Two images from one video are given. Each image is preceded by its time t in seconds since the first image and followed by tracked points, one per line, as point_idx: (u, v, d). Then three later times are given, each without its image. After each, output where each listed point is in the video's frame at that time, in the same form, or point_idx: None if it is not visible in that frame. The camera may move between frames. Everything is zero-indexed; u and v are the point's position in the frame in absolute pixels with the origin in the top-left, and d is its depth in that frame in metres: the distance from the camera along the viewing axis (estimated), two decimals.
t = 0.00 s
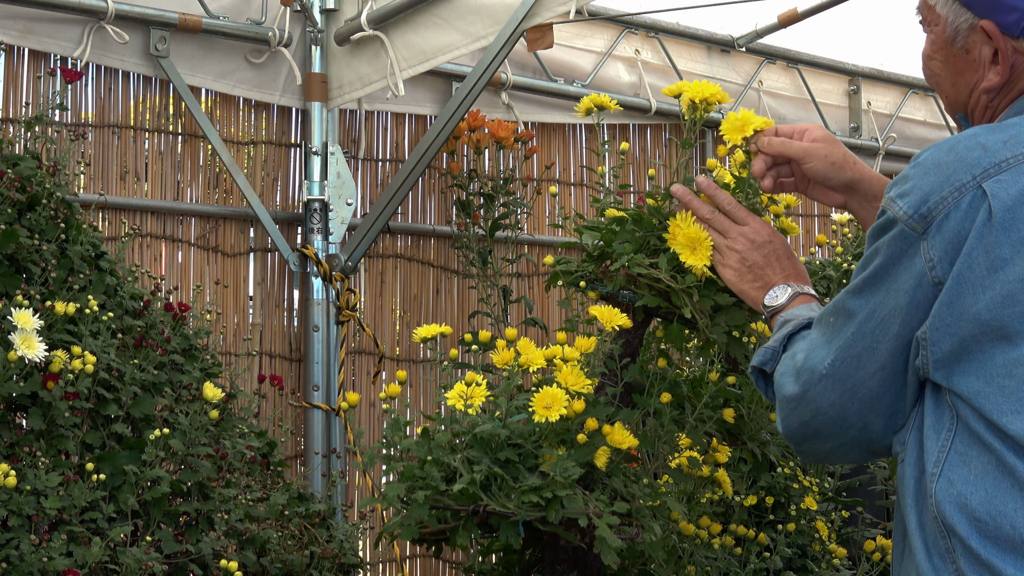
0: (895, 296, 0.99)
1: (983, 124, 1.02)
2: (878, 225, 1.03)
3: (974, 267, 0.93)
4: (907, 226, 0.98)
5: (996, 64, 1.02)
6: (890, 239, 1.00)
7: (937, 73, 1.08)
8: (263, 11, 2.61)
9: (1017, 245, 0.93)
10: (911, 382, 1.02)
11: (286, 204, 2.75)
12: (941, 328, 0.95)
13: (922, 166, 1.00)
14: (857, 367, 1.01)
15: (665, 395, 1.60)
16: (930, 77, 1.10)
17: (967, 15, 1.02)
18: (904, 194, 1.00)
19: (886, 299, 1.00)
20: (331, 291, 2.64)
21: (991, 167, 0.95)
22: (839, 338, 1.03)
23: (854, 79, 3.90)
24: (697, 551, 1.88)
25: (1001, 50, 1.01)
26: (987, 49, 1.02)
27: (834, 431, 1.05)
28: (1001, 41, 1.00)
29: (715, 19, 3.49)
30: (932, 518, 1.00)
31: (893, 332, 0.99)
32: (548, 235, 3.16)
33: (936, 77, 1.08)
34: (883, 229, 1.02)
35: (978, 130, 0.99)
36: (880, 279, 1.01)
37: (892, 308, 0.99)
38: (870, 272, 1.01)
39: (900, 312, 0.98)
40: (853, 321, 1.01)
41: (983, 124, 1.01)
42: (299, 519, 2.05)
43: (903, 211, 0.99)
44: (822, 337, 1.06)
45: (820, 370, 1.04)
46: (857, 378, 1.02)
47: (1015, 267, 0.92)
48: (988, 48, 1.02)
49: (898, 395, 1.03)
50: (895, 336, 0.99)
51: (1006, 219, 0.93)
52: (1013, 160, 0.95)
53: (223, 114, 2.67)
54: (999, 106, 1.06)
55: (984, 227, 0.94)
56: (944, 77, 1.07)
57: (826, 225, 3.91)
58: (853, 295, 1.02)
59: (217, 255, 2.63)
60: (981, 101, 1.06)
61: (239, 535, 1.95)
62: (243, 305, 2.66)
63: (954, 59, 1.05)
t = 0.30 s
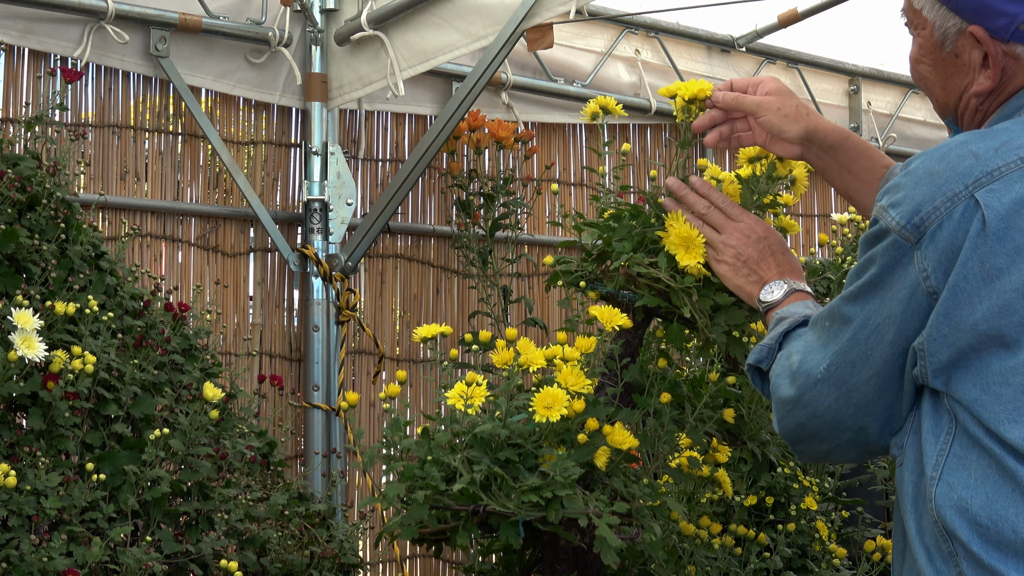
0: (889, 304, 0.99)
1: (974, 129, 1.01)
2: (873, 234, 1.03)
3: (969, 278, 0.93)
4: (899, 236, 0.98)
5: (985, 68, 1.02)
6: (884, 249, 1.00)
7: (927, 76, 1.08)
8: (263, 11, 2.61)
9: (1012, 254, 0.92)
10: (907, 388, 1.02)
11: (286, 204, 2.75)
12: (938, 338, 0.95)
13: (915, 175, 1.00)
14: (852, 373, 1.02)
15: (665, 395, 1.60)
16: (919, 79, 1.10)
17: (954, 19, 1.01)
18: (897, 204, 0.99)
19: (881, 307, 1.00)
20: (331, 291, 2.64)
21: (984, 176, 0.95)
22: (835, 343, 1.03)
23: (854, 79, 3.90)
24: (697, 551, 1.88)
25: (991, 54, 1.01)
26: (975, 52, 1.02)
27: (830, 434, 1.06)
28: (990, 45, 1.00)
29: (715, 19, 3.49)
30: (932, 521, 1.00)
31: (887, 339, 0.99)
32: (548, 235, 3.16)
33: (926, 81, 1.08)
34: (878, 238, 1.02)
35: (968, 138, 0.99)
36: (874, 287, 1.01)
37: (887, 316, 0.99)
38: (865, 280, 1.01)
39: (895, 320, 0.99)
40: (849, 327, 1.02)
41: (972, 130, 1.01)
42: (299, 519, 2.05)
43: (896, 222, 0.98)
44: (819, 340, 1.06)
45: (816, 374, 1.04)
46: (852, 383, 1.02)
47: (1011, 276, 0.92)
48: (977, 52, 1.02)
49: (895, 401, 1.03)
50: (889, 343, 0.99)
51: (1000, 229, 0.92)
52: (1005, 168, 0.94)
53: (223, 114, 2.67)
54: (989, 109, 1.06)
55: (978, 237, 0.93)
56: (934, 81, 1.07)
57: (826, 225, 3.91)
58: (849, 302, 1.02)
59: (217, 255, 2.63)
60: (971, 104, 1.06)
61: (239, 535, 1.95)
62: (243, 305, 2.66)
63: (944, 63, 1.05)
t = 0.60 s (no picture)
0: (883, 299, 0.99)
1: (969, 129, 1.01)
2: (869, 229, 1.03)
3: (965, 278, 0.93)
4: (894, 235, 0.98)
5: (981, 67, 1.02)
6: (881, 244, 1.00)
7: (923, 76, 1.08)
8: (263, 11, 2.60)
9: (1007, 255, 0.92)
10: (900, 383, 1.02)
11: (286, 204, 2.75)
12: (934, 339, 0.95)
13: (910, 173, 1.00)
14: (844, 364, 1.02)
15: (665, 395, 1.60)
16: (915, 78, 1.10)
17: (949, 18, 1.01)
18: (892, 202, 0.99)
19: (875, 301, 1.00)
20: (331, 291, 2.64)
21: (978, 176, 0.95)
22: (830, 333, 1.03)
23: (853, 79, 3.90)
24: (697, 551, 1.88)
25: (987, 53, 1.01)
26: (970, 51, 1.02)
27: (819, 421, 1.06)
28: (986, 44, 1.00)
29: (715, 19, 3.49)
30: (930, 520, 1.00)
31: (879, 334, 1.00)
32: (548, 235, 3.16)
33: (922, 80, 1.08)
34: (873, 234, 1.02)
35: (964, 138, 0.99)
36: (869, 282, 1.01)
37: (881, 310, 0.99)
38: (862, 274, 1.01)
39: (888, 316, 0.99)
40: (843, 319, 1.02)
41: (966, 130, 1.01)
42: (299, 519, 2.05)
43: (890, 220, 0.99)
44: (814, 329, 1.06)
45: (809, 362, 1.04)
46: (844, 374, 1.02)
47: (1007, 276, 0.92)
48: (973, 50, 1.02)
49: (887, 395, 1.04)
50: (882, 337, 1.00)
51: (995, 230, 0.92)
52: (1000, 168, 0.94)
53: (223, 114, 2.67)
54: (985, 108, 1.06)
55: (973, 237, 0.93)
56: (930, 80, 1.07)
57: (826, 224, 3.91)
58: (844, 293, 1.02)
59: (217, 255, 2.63)
60: (968, 102, 1.06)
61: (239, 535, 1.95)
62: (243, 305, 2.66)
63: (940, 62, 1.05)
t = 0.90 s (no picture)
0: (882, 296, 0.99)
1: (971, 128, 1.01)
2: (868, 226, 1.02)
3: (964, 277, 0.93)
4: (895, 232, 0.98)
5: (978, 63, 1.02)
6: (881, 241, 0.99)
7: (924, 72, 1.08)
8: (263, 11, 2.60)
9: (1007, 253, 0.92)
10: (897, 382, 1.02)
11: (286, 204, 2.75)
12: (933, 336, 0.95)
13: (911, 171, 1.00)
14: (841, 360, 1.02)
15: (665, 395, 1.60)
16: (917, 75, 1.10)
17: (948, 13, 1.01)
18: (893, 199, 0.99)
19: (873, 299, 1.00)
20: (331, 291, 2.64)
21: (979, 174, 0.94)
22: (828, 330, 1.03)
23: (854, 79, 3.90)
24: (697, 551, 1.88)
25: (982, 49, 1.00)
26: (967, 46, 1.02)
27: (815, 417, 1.06)
28: (981, 40, 1.00)
29: (715, 19, 3.48)
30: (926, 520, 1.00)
31: (878, 331, 0.99)
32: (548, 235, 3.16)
33: (923, 76, 1.08)
34: (873, 231, 1.01)
35: (965, 137, 0.98)
36: (868, 279, 1.01)
37: (879, 307, 0.99)
38: (861, 272, 1.01)
39: (886, 313, 0.99)
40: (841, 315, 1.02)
41: (969, 129, 1.00)
42: (299, 519, 2.05)
43: (890, 218, 0.98)
44: (811, 325, 1.06)
45: (806, 358, 1.04)
46: (841, 370, 1.02)
47: (1007, 275, 0.92)
48: (969, 46, 1.01)
49: (883, 392, 1.04)
50: (880, 334, 1.00)
51: (995, 228, 0.92)
52: (1001, 167, 0.94)
53: (223, 114, 2.67)
54: (986, 105, 1.05)
55: (973, 235, 0.93)
56: (930, 76, 1.07)
57: (826, 224, 3.91)
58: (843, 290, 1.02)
59: (217, 255, 2.63)
60: (967, 99, 1.06)
61: (239, 535, 1.95)
62: (243, 305, 2.66)
63: (939, 58, 1.05)
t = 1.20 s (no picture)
0: (881, 287, 0.99)
1: (977, 124, 1.01)
2: (870, 219, 1.02)
3: (965, 269, 0.93)
4: (897, 224, 0.97)
5: (979, 55, 1.02)
6: (883, 234, 0.99)
7: (930, 64, 1.08)
8: (263, 11, 2.60)
9: (1008, 247, 0.92)
10: (894, 376, 1.02)
11: (286, 204, 2.75)
12: (932, 330, 0.95)
13: (915, 165, 0.99)
14: (837, 352, 1.01)
15: (665, 395, 1.60)
16: (926, 69, 1.10)
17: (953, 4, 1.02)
18: (895, 191, 0.99)
19: (872, 291, 1.00)
20: (331, 291, 2.64)
21: (983, 168, 0.94)
22: (825, 322, 1.03)
23: (854, 79, 3.90)
24: (697, 551, 1.88)
25: (983, 41, 1.00)
26: (970, 38, 1.02)
27: (808, 409, 1.06)
28: (983, 31, 1.00)
29: (715, 19, 3.49)
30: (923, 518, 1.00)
31: (876, 323, 0.99)
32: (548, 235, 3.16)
33: (930, 69, 1.08)
34: (875, 224, 1.01)
35: (970, 131, 0.98)
36: (868, 272, 1.01)
37: (878, 299, 0.99)
38: (861, 264, 1.01)
39: (886, 305, 0.99)
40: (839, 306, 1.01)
41: (975, 125, 1.00)
42: (299, 519, 2.05)
43: (892, 209, 0.98)
44: (809, 317, 1.06)
45: (802, 349, 1.04)
46: (837, 362, 1.02)
47: (1008, 270, 0.92)
48: (971, 38, 1.01)
49: (879, 387, 1.03)
50: (878, 327, 0.99)
51: (998, 221, 0.92)
52: (1005, 161, 0.94)
53: (223, 114, 2.67)
54: (992, 98, 1.05)
55: (975, 228, 0.93)
56: (935, 69, 1.07)
57: (826, 224, 3.91)
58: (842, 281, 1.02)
59: (217, 255, 2.63)
60: (971, 92, 1.05)
61: (239, 535, 1.95)
62: (243, 305, 2.66)
63: (944, 50, 1.05)
